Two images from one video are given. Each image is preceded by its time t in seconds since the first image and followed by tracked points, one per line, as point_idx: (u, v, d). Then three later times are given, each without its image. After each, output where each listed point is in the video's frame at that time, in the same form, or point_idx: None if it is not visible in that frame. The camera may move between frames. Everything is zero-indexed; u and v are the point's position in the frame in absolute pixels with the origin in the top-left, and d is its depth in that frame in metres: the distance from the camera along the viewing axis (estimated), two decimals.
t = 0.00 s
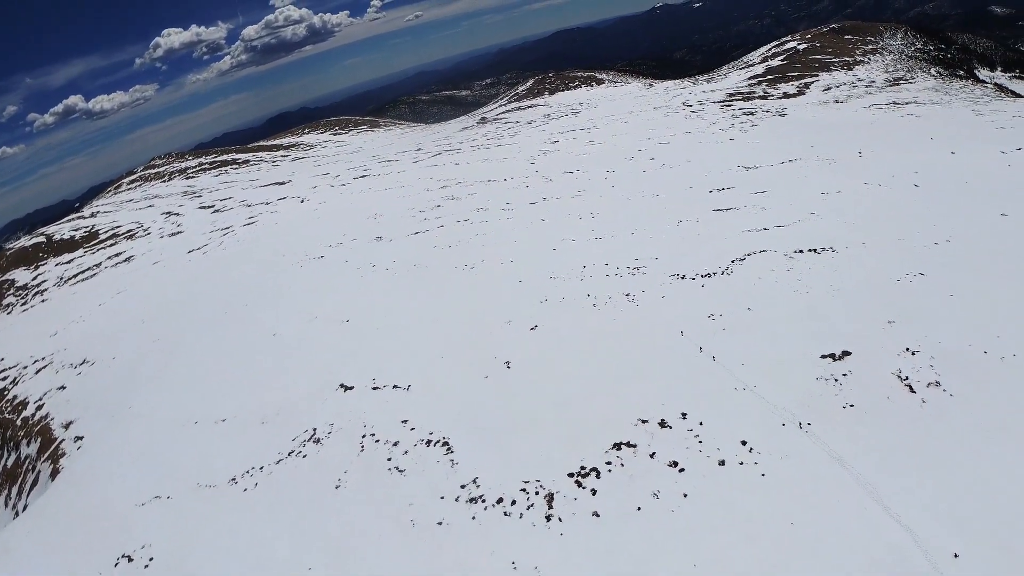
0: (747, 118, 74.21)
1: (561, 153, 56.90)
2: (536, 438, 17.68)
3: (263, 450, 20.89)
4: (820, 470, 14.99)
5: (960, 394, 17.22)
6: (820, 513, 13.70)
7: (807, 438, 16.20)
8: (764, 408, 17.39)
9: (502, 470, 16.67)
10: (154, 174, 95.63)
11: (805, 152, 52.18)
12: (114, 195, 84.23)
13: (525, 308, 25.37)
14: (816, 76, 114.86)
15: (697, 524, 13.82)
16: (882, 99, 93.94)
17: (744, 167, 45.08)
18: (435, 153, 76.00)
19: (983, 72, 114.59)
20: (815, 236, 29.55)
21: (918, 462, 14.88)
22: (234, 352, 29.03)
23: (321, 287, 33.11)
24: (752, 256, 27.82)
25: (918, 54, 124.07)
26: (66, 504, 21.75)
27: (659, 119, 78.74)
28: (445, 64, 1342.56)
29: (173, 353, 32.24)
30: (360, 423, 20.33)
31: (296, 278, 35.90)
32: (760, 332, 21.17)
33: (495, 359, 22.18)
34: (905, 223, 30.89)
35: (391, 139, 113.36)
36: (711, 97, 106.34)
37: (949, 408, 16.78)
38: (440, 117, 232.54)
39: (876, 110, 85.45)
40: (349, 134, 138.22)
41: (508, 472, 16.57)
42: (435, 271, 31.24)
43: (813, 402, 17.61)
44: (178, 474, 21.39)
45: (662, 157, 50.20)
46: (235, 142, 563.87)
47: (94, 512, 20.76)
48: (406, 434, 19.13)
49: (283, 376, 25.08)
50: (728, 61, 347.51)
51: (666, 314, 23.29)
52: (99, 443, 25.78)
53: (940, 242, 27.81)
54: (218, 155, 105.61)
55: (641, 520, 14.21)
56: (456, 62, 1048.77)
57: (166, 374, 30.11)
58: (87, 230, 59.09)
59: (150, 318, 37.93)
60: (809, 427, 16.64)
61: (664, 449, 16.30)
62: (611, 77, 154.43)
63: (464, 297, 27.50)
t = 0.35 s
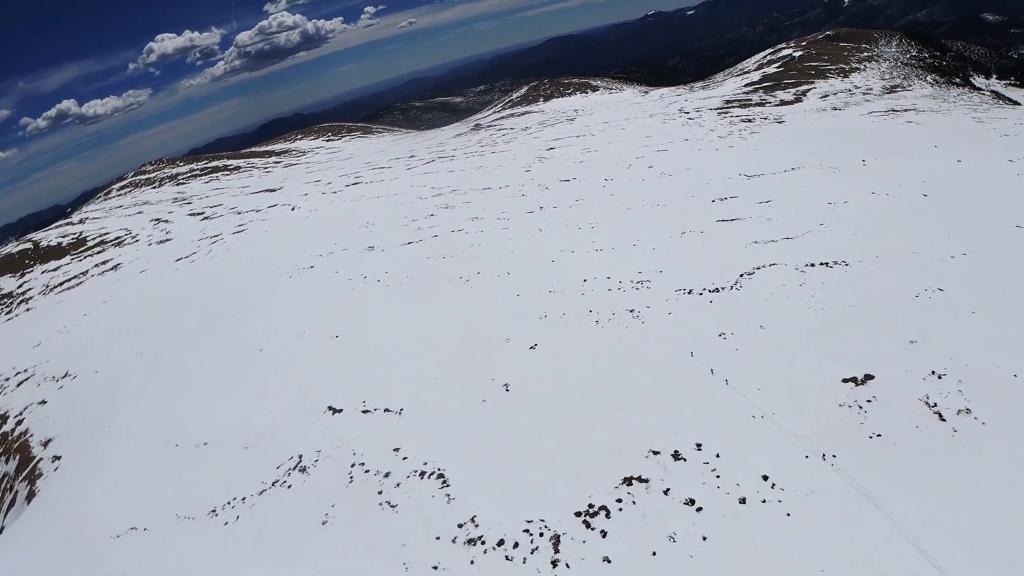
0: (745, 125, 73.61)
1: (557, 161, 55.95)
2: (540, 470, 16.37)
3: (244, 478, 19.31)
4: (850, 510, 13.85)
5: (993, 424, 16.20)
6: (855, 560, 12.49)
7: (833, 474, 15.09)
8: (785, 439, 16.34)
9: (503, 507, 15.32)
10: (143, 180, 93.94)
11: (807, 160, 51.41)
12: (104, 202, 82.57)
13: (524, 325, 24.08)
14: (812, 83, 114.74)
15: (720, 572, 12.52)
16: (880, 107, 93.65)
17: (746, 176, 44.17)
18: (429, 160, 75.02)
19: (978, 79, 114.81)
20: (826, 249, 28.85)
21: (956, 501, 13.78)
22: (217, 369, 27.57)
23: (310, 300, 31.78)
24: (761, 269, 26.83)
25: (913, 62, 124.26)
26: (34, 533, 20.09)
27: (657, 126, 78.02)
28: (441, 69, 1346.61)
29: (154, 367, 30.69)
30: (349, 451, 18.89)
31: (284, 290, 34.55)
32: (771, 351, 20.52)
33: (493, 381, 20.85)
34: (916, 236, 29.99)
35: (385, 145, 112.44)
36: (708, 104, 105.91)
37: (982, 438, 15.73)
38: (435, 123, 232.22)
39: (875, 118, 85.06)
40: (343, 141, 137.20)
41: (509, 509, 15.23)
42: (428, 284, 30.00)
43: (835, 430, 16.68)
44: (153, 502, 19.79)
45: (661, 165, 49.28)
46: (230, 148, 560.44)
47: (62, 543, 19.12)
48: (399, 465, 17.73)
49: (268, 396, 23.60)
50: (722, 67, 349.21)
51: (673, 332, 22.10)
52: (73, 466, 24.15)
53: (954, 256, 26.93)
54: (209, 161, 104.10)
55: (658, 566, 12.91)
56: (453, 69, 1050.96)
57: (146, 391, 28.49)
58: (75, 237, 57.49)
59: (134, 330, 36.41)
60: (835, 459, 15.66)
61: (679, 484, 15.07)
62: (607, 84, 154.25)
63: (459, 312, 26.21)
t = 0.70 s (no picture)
0: (750, 133, 72.77)
1: (561, 168, 54.98)
2: (550, 507, 15.15)
3: (229, 506, 17.97)
4: (889, 559, 12.68)
5: None
6: None
7: (867, 515, 13.96)
8: (812, 475, 15.39)
9: (509, 549, 14.05)
10: (142, 185, 93.09)
11: (816, 169, 50.48)
12: (101, 206, 81.67)
13: (528, 343, 22.90)
14: (817, 90, 114.07)
15: None
16: (887, 115, 92.81)
17: (756, 185, 43.27)
18: (430, 167, 74.17)
19: (983, 88, 114.10)
20: (845, 263, 28.15)
21: (1007, 549, 12.59)
22: (208, 383, 26.26)
23: (306, 312, 30.66)
24: (780, 284, 26.23)
25: (918, 70, 123.71)
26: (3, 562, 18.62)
27: (661, 134, 77.15)
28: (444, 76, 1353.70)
29: (141, 379, 29.35)
30: (342, 480, 17.66)
31: (279, 300, 33.42)
32: (790, 368, 20.17)
33: (496, 405, 19.65)
34: (936, 250, 28.95)
35: (386, 152, 111.82)
36: (713, 112, 105.10)
37: None
38: (436, 129, 232.34)
39: (881, 126, 84.19)
40: (344, 146, 136.59)
41: (515, 551, 13.96)
42: (428, 296, 28.92)
43: (865, 465, 15.60)
44: (129, 530, 18.33)
45: (666, 173, 48.30)
46: (232, 153, 561.20)
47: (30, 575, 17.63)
48: (395, 498, 16.47)
49: (258, 415, 22.30)
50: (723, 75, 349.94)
51: (688, 354, 21.17)
52: (52, 486, 22.69)
53: (978, 272, 25.89)
54: (208, 166, 103.37)
55: None
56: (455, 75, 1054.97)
57: (132, 404, 27.10)
58: (70, 242, 56.28)
59: (121, 338, 34.95)
60: (869, 497, 14.53)
61: (700, 527, 13.96)
62: (609, 91, 153.86)
63: (461, 327, 25.04)
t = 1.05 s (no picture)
0: (764, 144, 71.58)
1: (571, 179, 54.01)
2: (562, 554, 13.84)
3: (217, 539, 16.78)
4: None
5: None
6: None
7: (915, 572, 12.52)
8: (851, 523, 13.98)
9: None
10: (149, 189, 93.15)
11: (833, 183, 49.14)
12: (108, 210, 81.54)
13: (538, 366, 21.66)
14: (830, 102, 112.71)
15: None
16: (902, 127, 91.23)
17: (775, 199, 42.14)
18: (438, 176, 73.53)
19: (1000, 100, 112.21)
20: (872, 283, 26.76)
21: None
22: (203, 398, 25.20)
23: (307, 325, 29.66)
24: (805, 306, 25.00)
25: (931, 82, 122.09)
26: None
27: (673, 145, 76.12)
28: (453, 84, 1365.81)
29: (133, 390, 28.47)
30: (336, 514, 16.46)
31: (280, 312, 32.50)
32: (819, 398, 18.86)
33: (504, 434, 18.40)
34: (968, 270, 27.48)
35: (394, 159, 111.66)
36: (724, 123, 103.87)
37: None
38: (444, 138, 232.94)
39: (897, 138, 82.62)
40: (353, 154, 136.74)
41: None
42: (434, 311, 27.82)
43: (906, 511, 14.18)
44: (110, 561, 17.14)
45: (681, 185, 47.07)
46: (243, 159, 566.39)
47: None
48: (393, 537, 15.20)
49: (253, 436, 21.19)
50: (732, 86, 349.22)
51: (709, 382, 19.81)
52: (36, 506, 21.55)
53: (1016, 294, 24.39)
54: (216, 172, 103.51)
55: None
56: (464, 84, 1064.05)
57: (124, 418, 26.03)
58: (74, 246, 55.85)
59: (116, 346, 34.08)
60: (916, 552, 13.11)
61: None
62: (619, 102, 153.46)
63: (468, 346, 23.85)
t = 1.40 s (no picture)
0: (782, 161, 70.19)
1: (586, 194, 53.05)
2: None
3: None
4: None
5: None
6: None
7: None
8: None
9: None
10: (161, 195, 93.75)
11: (855, 202, 47.63)
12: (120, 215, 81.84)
13: (550, 395, 20.35)
14: (847, 119, 111.07)
15: None
16: (922, 145, 89.27)
17: (797, 218, 40.74)
18: (450, 188, 73.07)
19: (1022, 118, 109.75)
20: (905, 311, 25.20)
21: None
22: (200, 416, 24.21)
23: (310, 341, 28.70)
24: (835, 335, 23.53)
25: (950, 99, 120.04)
26: None
27: (689, 160, 74.95)
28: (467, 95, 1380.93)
29: (128, 403, 27.67)
30: (330, 555, 15.23)
31: (284, 326, 31.65)
32: (856, 439, 17.30)
33: (512, 471, 17.09)
34: (1007, 297, 25.80)
35: (407, 170, 111.85)
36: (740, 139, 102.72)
37: None
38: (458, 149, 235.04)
39: (918, 156, 80.73)
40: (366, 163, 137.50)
41: None
42: (442, 330, 26.74)
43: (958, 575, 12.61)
44: None
45: (698, 202, 45.82)
46: (259, 166, 574.78)
47: None
48: None
49: (248, 461, 20.08)
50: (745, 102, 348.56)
51: (735, 419, 18.36)
52: (19, 527, 20.56)
53: None
54: (229, 180, 104.21)
55: None
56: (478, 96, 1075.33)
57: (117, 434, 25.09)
58: (82, 251, 55.74)
59: (116, 356, 33.47)
60: None
61: None
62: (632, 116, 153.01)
63: (477, 371, 22.65)
